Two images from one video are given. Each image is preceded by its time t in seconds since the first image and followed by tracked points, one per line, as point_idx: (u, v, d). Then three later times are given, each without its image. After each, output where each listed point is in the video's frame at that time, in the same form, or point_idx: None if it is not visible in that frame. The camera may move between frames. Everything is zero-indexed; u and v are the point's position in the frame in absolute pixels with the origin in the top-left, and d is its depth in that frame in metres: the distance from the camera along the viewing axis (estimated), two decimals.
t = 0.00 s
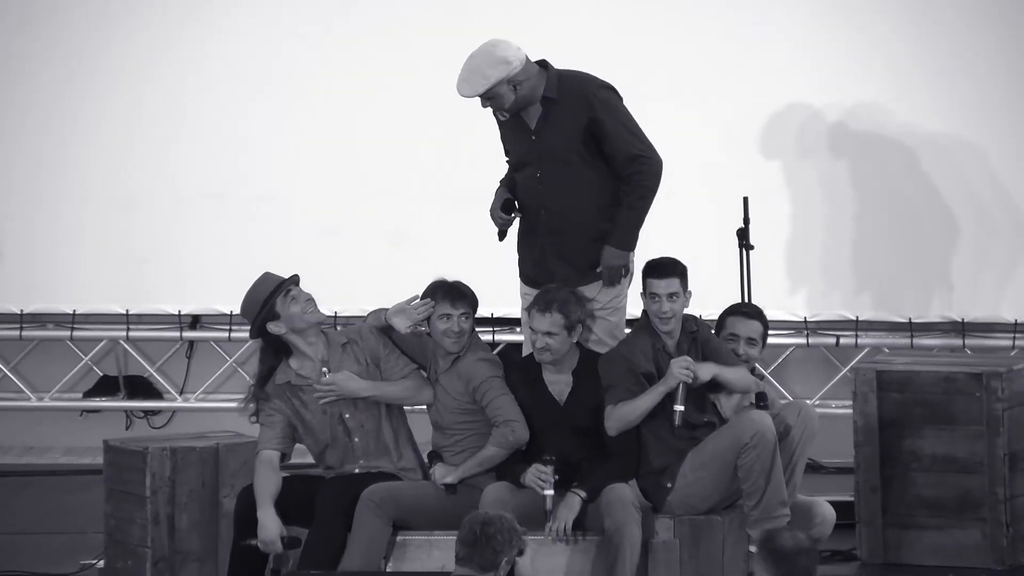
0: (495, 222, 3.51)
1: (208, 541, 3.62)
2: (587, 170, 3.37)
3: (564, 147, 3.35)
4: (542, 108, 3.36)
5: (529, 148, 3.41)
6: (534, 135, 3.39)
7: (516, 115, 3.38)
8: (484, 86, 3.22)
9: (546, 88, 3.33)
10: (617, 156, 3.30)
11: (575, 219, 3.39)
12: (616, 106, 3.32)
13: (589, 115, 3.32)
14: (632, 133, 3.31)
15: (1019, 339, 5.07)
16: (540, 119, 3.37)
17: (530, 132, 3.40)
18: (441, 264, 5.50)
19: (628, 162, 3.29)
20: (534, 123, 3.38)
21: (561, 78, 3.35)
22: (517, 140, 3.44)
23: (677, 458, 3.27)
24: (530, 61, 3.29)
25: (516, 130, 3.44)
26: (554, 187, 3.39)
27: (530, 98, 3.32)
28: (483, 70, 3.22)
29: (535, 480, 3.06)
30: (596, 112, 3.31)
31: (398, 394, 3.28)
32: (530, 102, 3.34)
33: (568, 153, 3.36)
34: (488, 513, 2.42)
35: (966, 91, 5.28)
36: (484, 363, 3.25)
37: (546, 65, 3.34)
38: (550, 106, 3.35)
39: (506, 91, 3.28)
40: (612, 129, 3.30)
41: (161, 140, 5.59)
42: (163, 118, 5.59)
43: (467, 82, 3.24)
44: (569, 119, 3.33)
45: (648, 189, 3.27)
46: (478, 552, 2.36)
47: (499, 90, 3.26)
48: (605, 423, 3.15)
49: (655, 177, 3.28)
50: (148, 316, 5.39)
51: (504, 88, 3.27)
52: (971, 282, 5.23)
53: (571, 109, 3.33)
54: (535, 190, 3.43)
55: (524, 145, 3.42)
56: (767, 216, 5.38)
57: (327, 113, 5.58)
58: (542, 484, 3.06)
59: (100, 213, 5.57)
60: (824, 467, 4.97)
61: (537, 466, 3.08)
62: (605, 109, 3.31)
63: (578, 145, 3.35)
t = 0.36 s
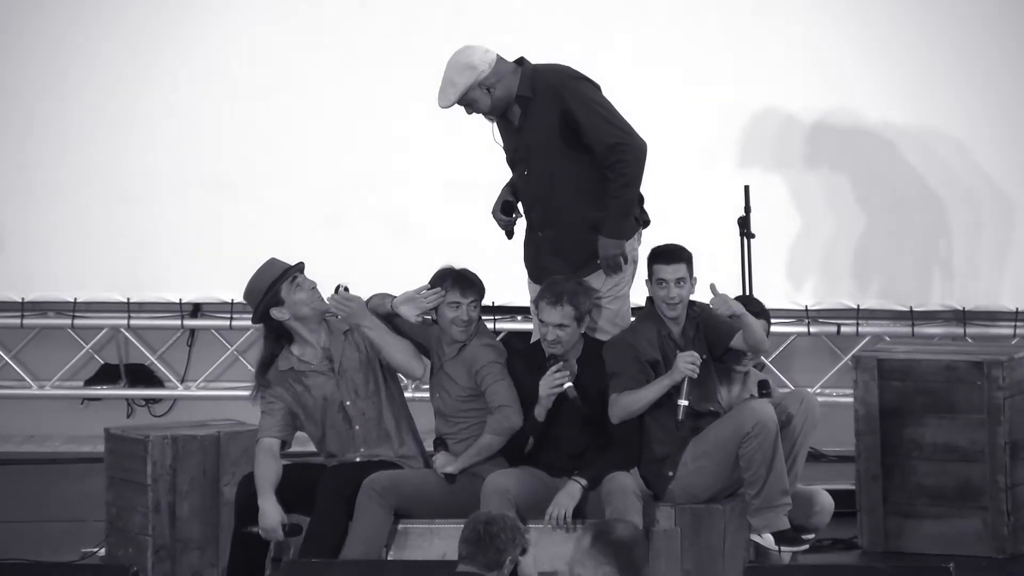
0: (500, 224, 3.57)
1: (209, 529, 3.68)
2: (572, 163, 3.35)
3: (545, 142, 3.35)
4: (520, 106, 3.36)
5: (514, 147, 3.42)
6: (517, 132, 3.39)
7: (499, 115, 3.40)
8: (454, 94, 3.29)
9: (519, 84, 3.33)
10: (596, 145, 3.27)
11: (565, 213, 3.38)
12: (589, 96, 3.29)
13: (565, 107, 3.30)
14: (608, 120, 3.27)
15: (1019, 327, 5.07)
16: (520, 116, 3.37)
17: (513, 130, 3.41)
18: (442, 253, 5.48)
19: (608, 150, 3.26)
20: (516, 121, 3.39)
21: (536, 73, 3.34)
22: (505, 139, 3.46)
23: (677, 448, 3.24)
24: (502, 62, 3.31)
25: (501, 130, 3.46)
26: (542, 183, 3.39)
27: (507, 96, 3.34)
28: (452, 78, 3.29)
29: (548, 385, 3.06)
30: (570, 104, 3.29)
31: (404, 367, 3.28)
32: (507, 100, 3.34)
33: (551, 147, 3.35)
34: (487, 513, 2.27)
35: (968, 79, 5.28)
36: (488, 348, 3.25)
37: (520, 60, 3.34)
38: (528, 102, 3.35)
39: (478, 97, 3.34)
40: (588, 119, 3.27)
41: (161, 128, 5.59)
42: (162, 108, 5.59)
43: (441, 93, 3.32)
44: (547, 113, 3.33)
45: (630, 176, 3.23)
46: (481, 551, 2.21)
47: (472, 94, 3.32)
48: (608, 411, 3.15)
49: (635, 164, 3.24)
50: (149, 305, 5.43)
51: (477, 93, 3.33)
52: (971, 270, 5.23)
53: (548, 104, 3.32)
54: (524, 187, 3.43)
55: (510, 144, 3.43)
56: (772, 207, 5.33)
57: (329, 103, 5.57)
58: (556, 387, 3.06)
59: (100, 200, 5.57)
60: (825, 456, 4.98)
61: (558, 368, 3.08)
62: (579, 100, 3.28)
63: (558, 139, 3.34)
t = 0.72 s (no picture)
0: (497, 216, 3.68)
1: (209, 523, 3.70)
2: (571, 159, 3.36)
3: (541, 139, 3.36)
4: (515, 104, 3.38)
5: (512, 146, 3.43)
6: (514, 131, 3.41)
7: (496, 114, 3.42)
8: (452, 94, 3.27)
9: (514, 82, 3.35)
10: (593, 139, 3.27)
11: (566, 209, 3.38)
12: (583, 90, 3.30)
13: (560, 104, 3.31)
14: (602, 113, 3.27)
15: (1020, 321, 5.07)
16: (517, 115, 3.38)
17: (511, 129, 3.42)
18: (442, 248, 5.48)
19: (605, 143, 3.26)
20: (513, 120, 3.40)
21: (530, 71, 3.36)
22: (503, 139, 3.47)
23: (678, 443, 3.24)
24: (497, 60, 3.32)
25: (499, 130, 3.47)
26: (541, 180, 3.39)
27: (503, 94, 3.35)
28: (449, 79, 3.27)
29: (540, 366, 3.09)
30: (565, 100, 3.30)
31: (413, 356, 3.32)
32: (503, 98, 3.36)
33: (549, 143, 3.36)
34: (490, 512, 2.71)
35: (969, 73, 5.28)
36: (487, 340, 3.25)
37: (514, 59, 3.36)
38: (523, 100, 3.36)
39: (475, 95, 3.33)
40: (585, 114, 3.28)
41: (161, 123, 5.58)
42: (161, 101, 5.58)
43: (438, 95, 3.30)
44: (543, 110, 3.34)
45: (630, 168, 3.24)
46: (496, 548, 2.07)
47: (469, 93, 3.31)
48: (607, 407, 3.14)
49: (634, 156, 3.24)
50: (148, 299, 5.48)
51: (473, 92, 3.32)
52: (971, 265, 5.23)
53: (543, 100, 3.33)
54: (523, 185, 3.43)
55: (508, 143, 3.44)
56: (771, 202, 5.32)
57: (328, 96, 5.53)
58: (548, 369, 3.10)
59: (101, 194, 5.57)
60: (825, 451, 4.98)
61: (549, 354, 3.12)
62: (574, 96, 3.30)
63: (555, 136, 3.35)
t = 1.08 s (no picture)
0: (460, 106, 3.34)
1: (210, 522, 3.70)
2: (584, 148, 3.37)
3: (565, 119, 3.36)
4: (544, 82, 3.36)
5: (529, 119, 3.40)
6: (535, 106, 3.38)
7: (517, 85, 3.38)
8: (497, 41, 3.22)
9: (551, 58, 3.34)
10: (616, 133, 3.29)
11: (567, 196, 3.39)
12: (619, 84, 3.32)
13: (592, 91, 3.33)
14: (632, 111, 3.31)
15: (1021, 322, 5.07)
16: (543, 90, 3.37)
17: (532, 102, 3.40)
18: (442, 248, 5.48)
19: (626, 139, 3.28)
20: (536, 93, 3.38)
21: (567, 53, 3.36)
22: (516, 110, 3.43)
23: (679, 442, 3.25)
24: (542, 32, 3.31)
25: (515, 100, 3.43)
26: (552, 161, 3.38)
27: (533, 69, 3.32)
28: (499, 25, 3.23)
29: (531, 362, 3.11)
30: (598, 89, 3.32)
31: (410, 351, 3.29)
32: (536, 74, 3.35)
33: (569, 129, 3.36)
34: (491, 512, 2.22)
35: (970, 73, 5.25)
36: (487, 340, 3.25)
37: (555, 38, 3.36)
38: (553, 79, 3.36)
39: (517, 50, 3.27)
40: (615, 111, 3.29)
41: (161, 122, 5.58)
42: (162, 101, 5.58)
43: (480, 36, 3.24)
44: (571, 93, 3.34)
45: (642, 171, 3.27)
46: (485, 549, 2.13)
47: (511, 48, 3.25)
48: (611, 408, 3.12)
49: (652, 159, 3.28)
50: (148, 299, 5.47)
51: (512, 49, 3.26)
52: (972, 264, 5.24)
53: (575, 85, 3.34)
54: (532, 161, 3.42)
55: (524, 116, 3.41)
56: (772, 202, 5.32)
57: (328, 95, 5.53)
58: (540, 364, 3.12)
59: (100, 193, 5.58)
60: (826, 450, 4.99)
61: (539, 350, 3.13)
62: (610, 91, 3.31)
63: (578, 118, 3.35)
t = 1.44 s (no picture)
0: (467, 97, 3.38)
1: (210, 522, 3.70)
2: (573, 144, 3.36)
3: (567, 120, 3.37)
4: (557, 82, 3.38)
5: (538, 116, 3.43)
6: (546, 105, 3.41)
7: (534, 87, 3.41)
8: (523, 54, 3.24)
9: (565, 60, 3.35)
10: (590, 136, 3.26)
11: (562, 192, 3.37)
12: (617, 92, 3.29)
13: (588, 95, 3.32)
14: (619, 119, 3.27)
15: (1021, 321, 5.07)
16: (554, 89, 3.39)
17: (543, 101, 3.42)
18: (442, 247, 5.48)
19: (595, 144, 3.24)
20: (549, 92, 3.41)
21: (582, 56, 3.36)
22: (526, 107, 3.46)
23: (679, 442, 3.25)
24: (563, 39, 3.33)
25: (527, 97, 3.46)
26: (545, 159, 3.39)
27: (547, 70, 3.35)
28: (523, 36, 3.24)
29: (527, 359, 3.10)
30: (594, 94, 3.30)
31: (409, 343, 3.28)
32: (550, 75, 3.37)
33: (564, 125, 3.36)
34: (491, 528, 2.12)
35: (970, 72, 5.25)
36: (486, 339, 3.25)
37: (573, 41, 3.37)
38: (563, 80, 3.37)
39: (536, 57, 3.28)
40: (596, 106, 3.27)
41: (161, 122, 5.58)
42: (162, 101, 5.58)
43: (503, 45, 3.25)
44: (576, 95, 3.35)
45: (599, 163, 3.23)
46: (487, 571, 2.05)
47: (535, 58, 3.27)
48: (606, 403, 3.13)
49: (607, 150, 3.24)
50: (148, 299, 5.47)
51: (536, 58, 3.28)
52: (971, 264, 5.24)
53: (580, 88, 3.34)
54: (530, 158, 3.43)
55: (533, 113, 3.44)
56: (772, 202, 5.32)
57: (328, 94, 5.53)
58: (535, 361, 3.10)
59: (99, 193, 5.58)
60: (826, 450, 4.99)
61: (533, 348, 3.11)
62: (599, 88, 3.29)
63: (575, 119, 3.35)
